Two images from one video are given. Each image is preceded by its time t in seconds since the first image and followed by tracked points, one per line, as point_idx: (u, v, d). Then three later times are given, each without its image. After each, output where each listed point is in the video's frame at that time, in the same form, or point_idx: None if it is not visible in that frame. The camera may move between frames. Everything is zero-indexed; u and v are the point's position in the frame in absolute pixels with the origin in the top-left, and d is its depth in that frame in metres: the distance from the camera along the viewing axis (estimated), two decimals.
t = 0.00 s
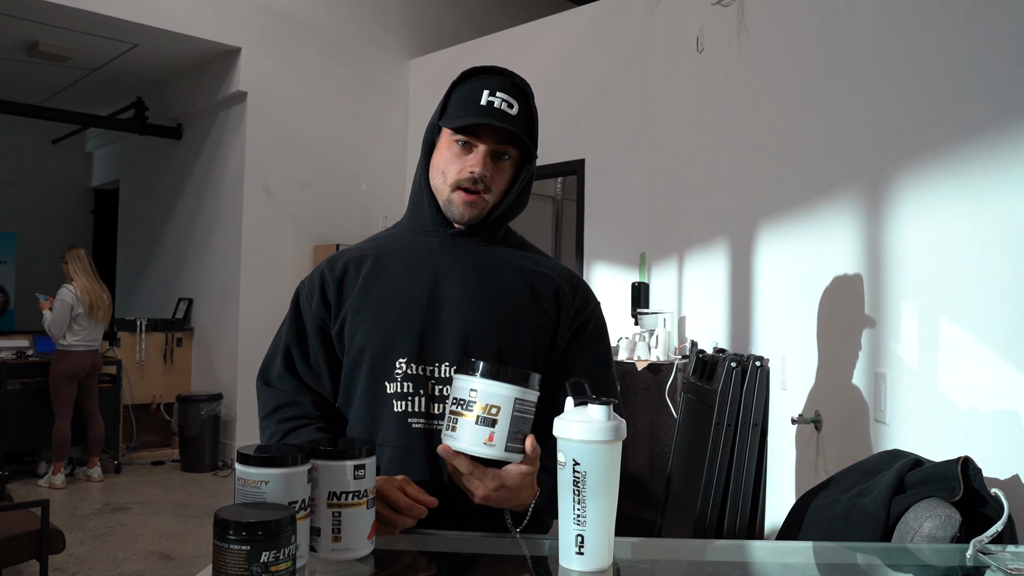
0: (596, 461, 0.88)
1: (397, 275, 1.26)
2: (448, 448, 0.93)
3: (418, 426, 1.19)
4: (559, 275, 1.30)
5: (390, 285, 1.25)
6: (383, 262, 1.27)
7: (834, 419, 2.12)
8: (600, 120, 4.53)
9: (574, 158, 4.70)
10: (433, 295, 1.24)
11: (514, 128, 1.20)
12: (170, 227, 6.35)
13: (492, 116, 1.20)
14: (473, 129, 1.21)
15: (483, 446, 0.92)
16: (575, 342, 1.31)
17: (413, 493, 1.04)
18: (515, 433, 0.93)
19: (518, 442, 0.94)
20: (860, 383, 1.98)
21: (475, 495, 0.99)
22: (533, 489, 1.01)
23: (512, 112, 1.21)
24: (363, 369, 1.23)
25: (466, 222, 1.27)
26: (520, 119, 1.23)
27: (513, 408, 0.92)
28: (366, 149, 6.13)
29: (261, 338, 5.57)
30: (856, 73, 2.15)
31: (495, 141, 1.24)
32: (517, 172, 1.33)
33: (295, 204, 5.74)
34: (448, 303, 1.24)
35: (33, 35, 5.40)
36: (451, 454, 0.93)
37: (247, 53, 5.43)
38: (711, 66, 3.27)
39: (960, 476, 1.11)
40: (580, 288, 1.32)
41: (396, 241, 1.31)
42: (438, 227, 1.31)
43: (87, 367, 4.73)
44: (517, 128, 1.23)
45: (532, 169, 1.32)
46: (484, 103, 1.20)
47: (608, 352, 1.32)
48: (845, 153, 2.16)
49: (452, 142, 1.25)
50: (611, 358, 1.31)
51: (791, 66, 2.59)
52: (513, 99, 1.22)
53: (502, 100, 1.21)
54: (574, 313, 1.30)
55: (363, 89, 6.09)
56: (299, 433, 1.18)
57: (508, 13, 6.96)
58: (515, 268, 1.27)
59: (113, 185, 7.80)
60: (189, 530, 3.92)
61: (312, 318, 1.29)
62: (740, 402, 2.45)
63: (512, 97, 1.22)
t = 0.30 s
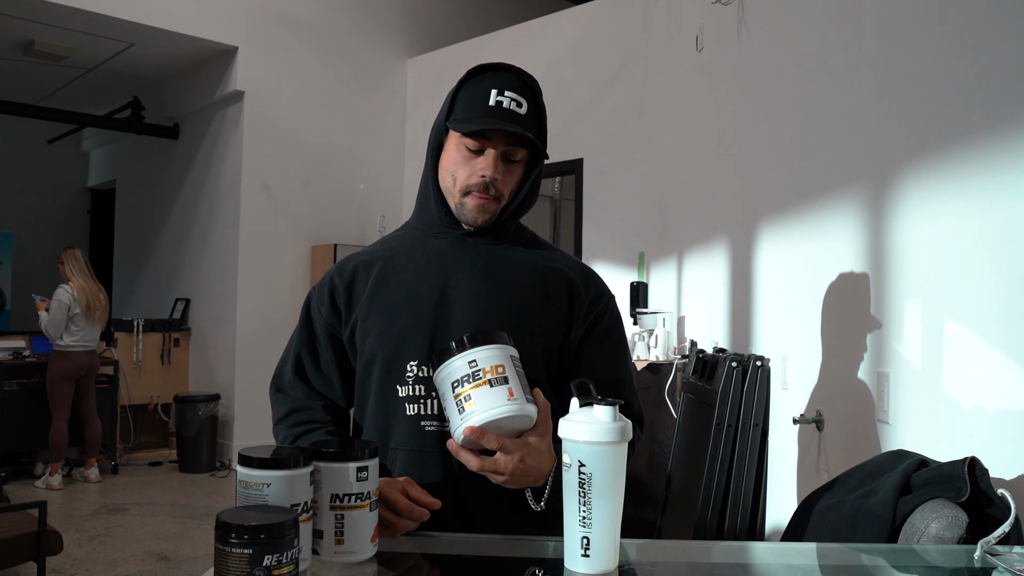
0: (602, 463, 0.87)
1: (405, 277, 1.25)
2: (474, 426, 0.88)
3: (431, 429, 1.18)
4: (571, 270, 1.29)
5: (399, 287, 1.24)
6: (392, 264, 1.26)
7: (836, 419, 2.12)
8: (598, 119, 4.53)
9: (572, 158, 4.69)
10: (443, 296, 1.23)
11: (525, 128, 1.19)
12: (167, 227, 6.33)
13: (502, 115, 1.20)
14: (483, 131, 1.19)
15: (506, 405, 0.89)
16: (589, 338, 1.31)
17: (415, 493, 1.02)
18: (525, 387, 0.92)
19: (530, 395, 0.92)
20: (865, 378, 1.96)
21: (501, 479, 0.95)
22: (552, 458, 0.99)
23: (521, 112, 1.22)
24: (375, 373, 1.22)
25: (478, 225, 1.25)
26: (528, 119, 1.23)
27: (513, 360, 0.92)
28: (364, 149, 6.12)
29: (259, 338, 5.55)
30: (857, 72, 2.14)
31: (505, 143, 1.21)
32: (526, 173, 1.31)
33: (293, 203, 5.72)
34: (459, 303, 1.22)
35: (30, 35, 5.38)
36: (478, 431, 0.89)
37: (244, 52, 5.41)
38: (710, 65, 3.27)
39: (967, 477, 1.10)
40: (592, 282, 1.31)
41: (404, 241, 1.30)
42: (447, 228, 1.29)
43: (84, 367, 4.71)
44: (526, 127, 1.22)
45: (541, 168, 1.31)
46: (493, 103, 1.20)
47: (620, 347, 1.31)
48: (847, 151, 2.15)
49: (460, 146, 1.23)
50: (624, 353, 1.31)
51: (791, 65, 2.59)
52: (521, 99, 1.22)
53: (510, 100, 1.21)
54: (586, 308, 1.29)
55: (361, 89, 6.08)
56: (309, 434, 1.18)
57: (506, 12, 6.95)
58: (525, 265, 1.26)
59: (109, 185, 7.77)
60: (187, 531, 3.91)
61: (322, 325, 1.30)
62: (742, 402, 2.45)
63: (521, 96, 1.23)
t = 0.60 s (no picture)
0: (613, 465, 0.85)
1: (417, 278, 1.24)
2: (472, 438, 0.85)
3: (444, 432, 1.17)
4: (586, 267, 1.26)
5: (410, 288, 1.23)
6: (403, 265, 1.25)
7: (842, 419, 2.11)
8: (598, 117, 4.51)
9: (572, 156, 4.67)
10: (455, 296, 1.21)
11: (535, 122, 1.17)
12: (163, 224, 6.30)
13: (511, 109, 1.18)
14: (492, 125, 1.18)
15: (505, 418, 0.85)
16: (605, 335, 1.27)
17: (421, 494, 1.01)
18: (528, 399, 0.88)
19: (533, 407, 0.89)
20: (872, 375, 1.95)
21: (508, 490, 0.93)
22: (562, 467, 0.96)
23: (532, 105, 1.20)
24: (388, 375, 1.21)
25: (489, 222, 1.24)
26: (538, 112, 1.21)
27: (515, 372, 0.88)
28: (363, 147, 6.09)
29: (257, 336, 5.53)
30: (863, 71, 2.13)
31: (515, 138, 1.20)
32: (538, 168, 1.29)
33: (291, 201, 5.70)
34: (472, 304, 1.21)
35: (26, 31, 5.34)
36: (477, 444, 0.86)
37: (242, 49, 5.39)
38: (712, 63, 3.25)
39: (980, 479, 1.09)
40: (608, 278, 1.28)
41: (415, 242, 1.29)
42: (459, 226, 1.27)
43: (81, 365, 4.68)
44: (536, 122, 1.21)
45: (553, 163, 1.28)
46: (502, 97, 1.19)
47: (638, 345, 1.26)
48: (853, 150, 2.13)
49: (470, 141, 1.21)
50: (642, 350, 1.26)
51: (795, 63, 2.57)
52: (531, 92, 1.21)
53: (520, 93, 1.19)
54: (601, 305, 1.26)
55: (360, 86, 6.06)
56: (323, 436, 1.19)
57: (505, 10, 6.92)
58: (538, 263, 1.23)
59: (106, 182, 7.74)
60: (184, 530, 3.88)
61: (336, 327, 1.30)
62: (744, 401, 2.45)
63: (530, 89, 1.21)
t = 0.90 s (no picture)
0: (612, 463, 0.84)
1: (415, 272, 1.22)
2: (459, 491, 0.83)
3: (441, 431, 1.15)
4: (587, 265, 1.25)
5: (408, 283, 1.21)
6: (401, 259, 1.24)
7: (835, 415, 2.11)
8: (586, 113, 4.50)
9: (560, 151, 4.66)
10: (453, 291, 1.19)
11: (532, 106, 1.17)
12: (147, 219, 6.22)
13: (507, 96, 1.16)
14: (488, 110, 1.18)
15: (499, 482, 0.83)
16: (605, 333, 1.24)
17: (417, 493, 0.99)
18: (529, 461, 0.85)
19: (535, 469, 0.86)
20: (867, 370, 1.95)
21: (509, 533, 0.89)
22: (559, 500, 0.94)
23: (529, 91, 1.18)
24: (385, 371, 1.20)
25: (489, 210, 1.24)
26: (537, 99, 1.20)
27: (522, 436, 0.84)
28: (349, 141, 6.05)
29: (243, 332, 5.48)
30: (854, 67, 2.13)
31: (512, 123, 1.20)
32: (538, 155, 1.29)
33: (277, 196, 5.64)
34: (470, 300, 1.19)
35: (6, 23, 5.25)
36: (468, 497, 0.84)
37: (227, 43, 5.32)
38: (702, 59, 3.25)
39: (978, 476, 1.09)
40: (609, 275, 1.27)
41: (413, 235, 1.27)
42: (457, 219, 1.27)
43: (63, 362, 4.62)
44: (535, 107, 1.19)
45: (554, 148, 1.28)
46: (499, 83, 1.17)
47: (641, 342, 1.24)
48: (846, 145, 2.13)
49: (467, 128, 1.21)
50: (644, 347, 1.23)
51: (786, 60, 2.57)
52: (529, 78, 1.19)
53: (517, 79, 1.18)
54: (602, 303, 1.24)
55: (346, 80, 6.01)
56: (318, 433, 1.17)
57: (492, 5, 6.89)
58: (537, 258, 1.22)
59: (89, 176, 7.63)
60: (170, 528, 3.84)
61: (331, 321, 1.27)
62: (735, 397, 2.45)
63: (528, 75, 1.19)
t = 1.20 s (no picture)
0: (616, 459, 0.83)
1: (416, 267, 1.21)
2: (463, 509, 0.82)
3: (442, 429, 1.15)
4: (592, 261, 1.23)
5: (409, 277, 1.20)
6: (403, 253, 1.22)
7: (831, 411, 2.11)
8: (579, 106, 4.48)
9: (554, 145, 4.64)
10: (455, 287, 1.18)
11: (539, 95, 1.15)
12: (137, 212, 6.17)
13: (513, 84, 1.15)
14: (494, 99, 1.17)
15: (504, 501, 0.81)
16: (609, 332, 1.23)
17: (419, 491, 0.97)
18: (533, 480, 0.84)
19: (538, 486, 0.85)
20: (865, 366, 1.95)
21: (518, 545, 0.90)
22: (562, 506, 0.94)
23: (535, 81, 1.17)
24: (385, 367, 1.18)
25: (491, 202, 1.22)
26: (543, 88, 1.18)
27: (530, 453, 0.83)
28: (341, 135, 6.01)
29: (234, 326, 5.44)
30: (852, 63, 2.13)
31: (517, 112, 1.19)
32: (542, 147, 1.28)
33: (268, 190, 5.60)
34: (472, 297, 1.18)
35: None
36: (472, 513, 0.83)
37: (218, 34, 5.27)
38: (697, 53, 3.24)
39: (980, 472, 1.08)
40: (614, 271, 1.25)
41: (414, 228, 1.25)
42: (460, 211, 1.25)
43: (52, 356, 4.57)
44: (541, 98, 1.18)
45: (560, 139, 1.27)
46: (504, 72, 1.15)
47: (646, 340, 1.22)
48: (843, 141, 2.13)
49: (471, 117, 1.20)
50: (649, 345, 1.22)
51: (782, 55, 2.57)
52: (535, 67, 1.17)
53: (523, 69, 1.16)
54: (606, 301, 1.22)
55: (338, 73, 5.97)
56: (313, 428, 1.16)
57: None
58: (540, 254, 1.21)
59: (77, 168, 7.56)
60: (160, 523, 3.81)
61: (328, 315, 1.25)
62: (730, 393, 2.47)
63: (534, 65, 1.18)
